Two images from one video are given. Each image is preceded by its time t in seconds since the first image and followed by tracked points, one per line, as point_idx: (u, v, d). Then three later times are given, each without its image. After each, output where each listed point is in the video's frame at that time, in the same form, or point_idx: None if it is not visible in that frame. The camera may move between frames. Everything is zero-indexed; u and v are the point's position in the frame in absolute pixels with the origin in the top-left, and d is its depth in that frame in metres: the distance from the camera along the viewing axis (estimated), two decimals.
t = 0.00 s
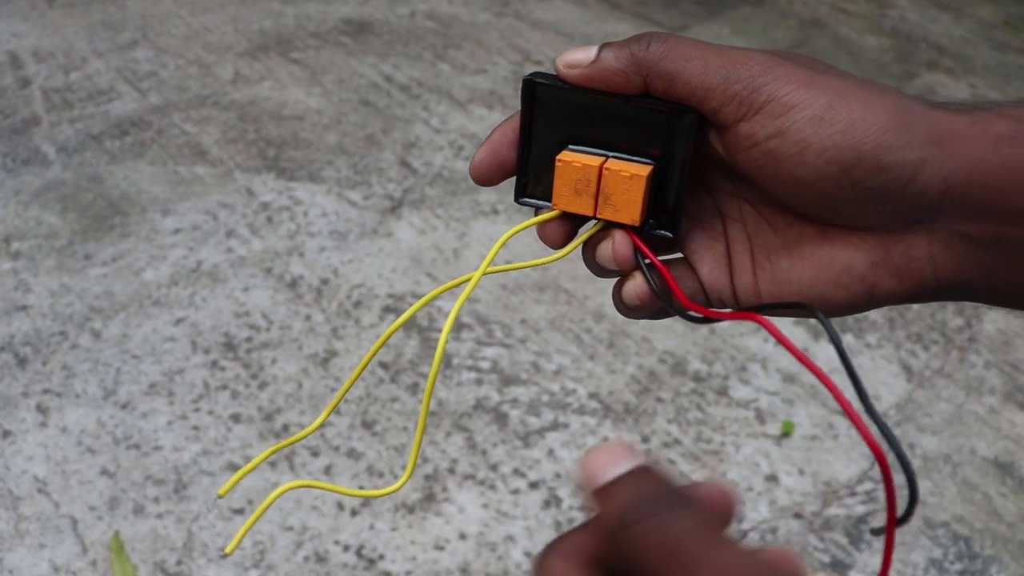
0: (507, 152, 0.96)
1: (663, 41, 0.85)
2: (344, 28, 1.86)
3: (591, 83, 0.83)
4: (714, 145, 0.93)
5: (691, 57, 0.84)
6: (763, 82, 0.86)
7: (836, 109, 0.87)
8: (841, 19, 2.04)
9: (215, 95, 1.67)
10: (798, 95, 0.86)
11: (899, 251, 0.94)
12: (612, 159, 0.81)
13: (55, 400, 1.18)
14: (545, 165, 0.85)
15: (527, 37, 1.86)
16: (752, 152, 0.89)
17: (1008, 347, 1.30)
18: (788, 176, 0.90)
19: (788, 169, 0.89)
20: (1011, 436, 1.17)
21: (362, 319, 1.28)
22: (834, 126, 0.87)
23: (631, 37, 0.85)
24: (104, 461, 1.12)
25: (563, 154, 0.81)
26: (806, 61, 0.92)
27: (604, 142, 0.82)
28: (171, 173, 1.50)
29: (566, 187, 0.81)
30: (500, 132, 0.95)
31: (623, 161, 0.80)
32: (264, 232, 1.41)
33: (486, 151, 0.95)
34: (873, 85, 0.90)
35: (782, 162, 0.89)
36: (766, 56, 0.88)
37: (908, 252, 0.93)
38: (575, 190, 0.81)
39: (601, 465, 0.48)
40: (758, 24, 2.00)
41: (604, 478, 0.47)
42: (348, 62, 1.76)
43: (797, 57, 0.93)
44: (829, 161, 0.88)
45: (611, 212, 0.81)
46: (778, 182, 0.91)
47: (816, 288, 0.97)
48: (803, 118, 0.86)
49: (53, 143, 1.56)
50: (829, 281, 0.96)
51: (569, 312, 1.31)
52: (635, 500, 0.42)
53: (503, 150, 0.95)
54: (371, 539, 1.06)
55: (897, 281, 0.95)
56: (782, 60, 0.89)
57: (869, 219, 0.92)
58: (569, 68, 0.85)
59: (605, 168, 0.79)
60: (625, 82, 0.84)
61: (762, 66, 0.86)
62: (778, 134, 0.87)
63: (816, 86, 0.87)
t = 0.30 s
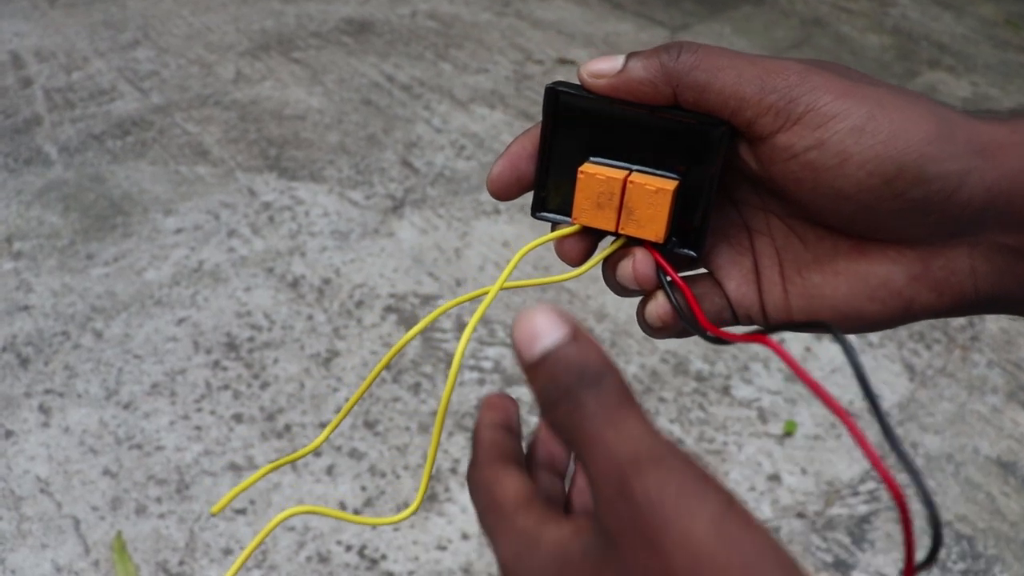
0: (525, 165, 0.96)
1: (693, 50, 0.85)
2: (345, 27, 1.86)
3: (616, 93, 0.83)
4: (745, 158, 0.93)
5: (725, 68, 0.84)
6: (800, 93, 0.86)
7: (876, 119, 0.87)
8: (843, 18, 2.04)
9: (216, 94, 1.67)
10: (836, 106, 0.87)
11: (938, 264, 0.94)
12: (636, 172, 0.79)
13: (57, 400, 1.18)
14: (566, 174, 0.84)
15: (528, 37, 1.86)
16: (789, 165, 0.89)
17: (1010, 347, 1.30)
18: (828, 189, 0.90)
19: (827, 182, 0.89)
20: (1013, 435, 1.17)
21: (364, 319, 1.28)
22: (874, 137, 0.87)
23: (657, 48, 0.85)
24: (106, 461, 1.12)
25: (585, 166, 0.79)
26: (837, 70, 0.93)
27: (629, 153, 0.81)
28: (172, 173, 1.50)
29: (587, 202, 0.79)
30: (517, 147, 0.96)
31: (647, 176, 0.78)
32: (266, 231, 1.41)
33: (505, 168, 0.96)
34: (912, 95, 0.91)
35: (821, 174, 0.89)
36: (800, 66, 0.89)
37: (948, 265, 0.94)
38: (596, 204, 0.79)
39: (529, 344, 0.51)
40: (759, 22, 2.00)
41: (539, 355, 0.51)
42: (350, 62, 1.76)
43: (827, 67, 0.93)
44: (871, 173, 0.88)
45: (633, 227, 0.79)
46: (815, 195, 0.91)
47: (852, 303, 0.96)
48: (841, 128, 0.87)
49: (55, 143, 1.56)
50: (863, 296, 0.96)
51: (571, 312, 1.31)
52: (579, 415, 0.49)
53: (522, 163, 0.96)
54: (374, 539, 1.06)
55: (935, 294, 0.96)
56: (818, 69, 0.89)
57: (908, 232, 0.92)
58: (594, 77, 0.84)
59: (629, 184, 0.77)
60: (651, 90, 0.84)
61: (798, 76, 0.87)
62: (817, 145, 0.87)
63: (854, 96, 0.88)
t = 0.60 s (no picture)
0: (534, 230, 0.94)
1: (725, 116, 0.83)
2: (348, 26, 1.86)
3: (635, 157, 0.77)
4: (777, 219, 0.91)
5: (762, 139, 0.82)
6: (838, 167, 0.84)
7: (921, 194, 0.85)
8: (846, 17, 2.04)
9: (219, 93, 1.67)
10: (880, 177, 0.84)
11: (980, 322, 0.95)
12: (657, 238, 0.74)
13: (61, 398, 1.18)
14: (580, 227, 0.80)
15: (531, 36, 1.86)
16: (826, 239, 0.88)
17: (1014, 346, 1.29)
18: (868, 264, 0.89)
19: (867, 258, 0.88)
20: (1017, 435, 1.17)
21: (367, 318, 1.28)
22: (918, 213, 0.85)
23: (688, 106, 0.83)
24: (110, 460, 1.12)
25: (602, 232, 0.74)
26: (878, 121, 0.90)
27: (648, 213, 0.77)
28: (176, 172, 1.50)
29: (604, 271, 0.74)
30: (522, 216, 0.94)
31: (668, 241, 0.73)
32: (269, 230, 1.41)
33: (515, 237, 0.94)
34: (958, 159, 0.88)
35: (861, 251, 0.88)
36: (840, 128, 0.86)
37: (990, 323, 0.94)
38: (615, 273, 0.74)
39: (647, 167, 0.68)
40: (763, 21, 2.00)
41: (655, 173, 0.68)
42: (353, 61, 1.76)
43: (868, 118, 0.89)
44: (914, 251, 0.87)
45: (654, 298, 0.73)
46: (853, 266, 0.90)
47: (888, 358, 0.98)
48: (884, 206, 0.85)
49: (58, 142, 1.56)
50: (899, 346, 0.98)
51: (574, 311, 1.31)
52: (714, 211, 0.64)
53: (531, 229, 0.94)
54: (377, 538, 1.06)
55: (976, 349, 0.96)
56: (859, 135, 0.86)
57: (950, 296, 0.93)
58: (611, 140, 0.78)
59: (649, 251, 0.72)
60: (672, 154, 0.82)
61: (836, 144, 0.84)
62: (856, 224, 0.86)
63: (899, 166, 0.85)
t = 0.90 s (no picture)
0: (525, 245, 0.89)
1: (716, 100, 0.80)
2: (353, 27, 1.87)
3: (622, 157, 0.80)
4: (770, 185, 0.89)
5: (756, 115, 0.80)
6: (834, 123, 0.81)
7: (921, 136, 0.81)
8: (847, 17, 2.05)
9: (225, 93, 1.68)
10: (877, 128, 0.81)
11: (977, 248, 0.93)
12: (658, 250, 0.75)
13: (69, 394, 1.19)
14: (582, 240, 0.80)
15: (534, 36, 1.88)
16: (828, 196, 0.86)
17: (1012, 344, 1.31)
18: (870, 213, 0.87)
19: (871, 207, 0.86)
20: (1015, 432, 1.18)
21: (371, 314, 1.30)
22: (920, 157, 0.82)
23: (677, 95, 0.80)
24: (117, 454, 1.14)
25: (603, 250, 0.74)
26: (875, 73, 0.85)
27: (644, 231, 0.79)
28: (182, 170, 1.51)
29: (607, 286, 0.74)
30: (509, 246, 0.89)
31: (671, 258, 0.73)
32: (275, 228, 1.42)
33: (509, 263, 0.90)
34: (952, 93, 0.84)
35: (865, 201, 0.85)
36: (839, 85, 0.83)
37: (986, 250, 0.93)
38: (617, 290, 0.74)
39: (678, 177, 0.70)
40: (764, 21, 2.01)
41: (684, 187, 0.69)
42: (357, 61, 1.77)
43: (857, 70, 0.85)
44: (919, 195, 0.84)
45: (657, 310, 0.75)
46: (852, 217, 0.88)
47: (890, 291, 0.96)
48: (886, 154, 0.82)
49: (66, 140, 1.56)
50: (897, 283, 0.96)
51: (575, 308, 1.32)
52: (716, 234, 0.64)
53: (521, 244, 0.89)
54: (381, 532, 1.07)
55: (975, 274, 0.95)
56: (845, 86, 0.83)
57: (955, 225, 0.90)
58: (598, 139, 0.80)
59: (652, 268, 0.73)
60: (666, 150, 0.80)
61: (828, 102, 0.81)
62: (859, 176, 0.83)
63: (893, 111, 0.82)
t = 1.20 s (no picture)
0: (483, 279, 0.96)
1: (591, 128, 0.66)
2: (355, 25, 1.85)
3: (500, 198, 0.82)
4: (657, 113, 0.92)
5: (637, 107, 0.67)
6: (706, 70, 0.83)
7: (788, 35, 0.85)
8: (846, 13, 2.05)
9: (226, 91, 1.67)
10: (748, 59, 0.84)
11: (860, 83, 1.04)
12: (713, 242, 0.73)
13: (72, 391, 1.20)
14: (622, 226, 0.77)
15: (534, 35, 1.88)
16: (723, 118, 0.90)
17: (1013, 338, 1.36)
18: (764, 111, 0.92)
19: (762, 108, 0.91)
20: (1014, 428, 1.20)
21: (372, 311, 1.31)
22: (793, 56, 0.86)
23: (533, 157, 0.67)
24: (121, 451, 1.14)
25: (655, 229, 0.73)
26: None
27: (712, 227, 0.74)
28: (184, 169, 1.51)
29: (653, 263, 0.74)
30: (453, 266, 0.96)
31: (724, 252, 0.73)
32: (277, 225, 1.43)
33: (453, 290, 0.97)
34: None
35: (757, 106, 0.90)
36: (695, 21, 0.70)
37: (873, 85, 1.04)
38: (660, 269, 0.74)
39: (761, 167, 0.75)
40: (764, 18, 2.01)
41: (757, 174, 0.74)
42: (358, 58, 1.76)
43: None
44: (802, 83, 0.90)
45: (697, 300, 0.74)
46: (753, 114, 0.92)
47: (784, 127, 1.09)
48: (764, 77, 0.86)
49: (68, 139, 1.55)
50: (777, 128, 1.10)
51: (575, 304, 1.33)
52: (778, 208, 0.71)
53: (481, 279, 0.96)
54: (383, 527, 1.09)
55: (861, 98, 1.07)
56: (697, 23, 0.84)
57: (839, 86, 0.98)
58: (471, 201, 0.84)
59: (704, 252, 0.73)
60: (585, 200, 0.67)
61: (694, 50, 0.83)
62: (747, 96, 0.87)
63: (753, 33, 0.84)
